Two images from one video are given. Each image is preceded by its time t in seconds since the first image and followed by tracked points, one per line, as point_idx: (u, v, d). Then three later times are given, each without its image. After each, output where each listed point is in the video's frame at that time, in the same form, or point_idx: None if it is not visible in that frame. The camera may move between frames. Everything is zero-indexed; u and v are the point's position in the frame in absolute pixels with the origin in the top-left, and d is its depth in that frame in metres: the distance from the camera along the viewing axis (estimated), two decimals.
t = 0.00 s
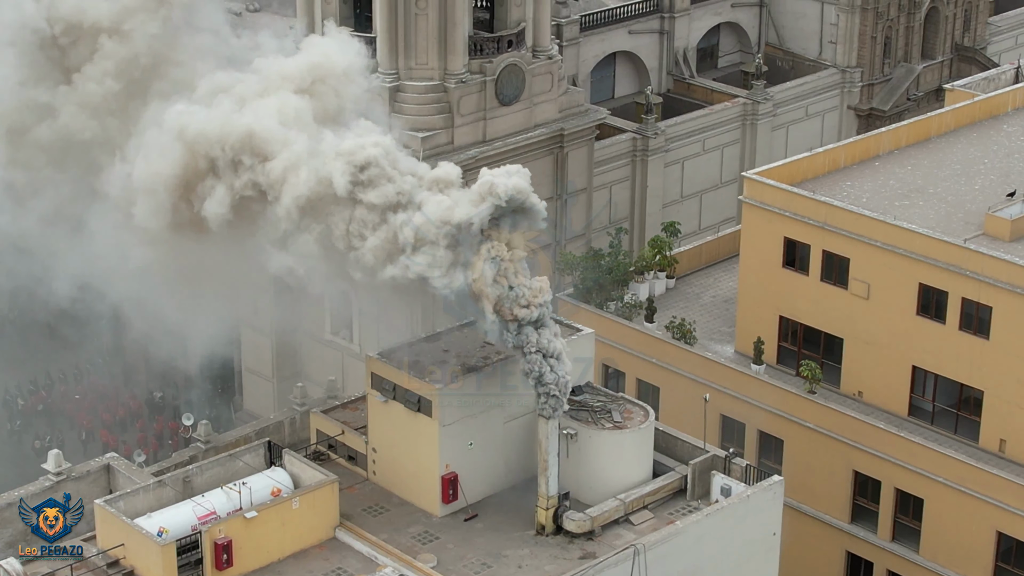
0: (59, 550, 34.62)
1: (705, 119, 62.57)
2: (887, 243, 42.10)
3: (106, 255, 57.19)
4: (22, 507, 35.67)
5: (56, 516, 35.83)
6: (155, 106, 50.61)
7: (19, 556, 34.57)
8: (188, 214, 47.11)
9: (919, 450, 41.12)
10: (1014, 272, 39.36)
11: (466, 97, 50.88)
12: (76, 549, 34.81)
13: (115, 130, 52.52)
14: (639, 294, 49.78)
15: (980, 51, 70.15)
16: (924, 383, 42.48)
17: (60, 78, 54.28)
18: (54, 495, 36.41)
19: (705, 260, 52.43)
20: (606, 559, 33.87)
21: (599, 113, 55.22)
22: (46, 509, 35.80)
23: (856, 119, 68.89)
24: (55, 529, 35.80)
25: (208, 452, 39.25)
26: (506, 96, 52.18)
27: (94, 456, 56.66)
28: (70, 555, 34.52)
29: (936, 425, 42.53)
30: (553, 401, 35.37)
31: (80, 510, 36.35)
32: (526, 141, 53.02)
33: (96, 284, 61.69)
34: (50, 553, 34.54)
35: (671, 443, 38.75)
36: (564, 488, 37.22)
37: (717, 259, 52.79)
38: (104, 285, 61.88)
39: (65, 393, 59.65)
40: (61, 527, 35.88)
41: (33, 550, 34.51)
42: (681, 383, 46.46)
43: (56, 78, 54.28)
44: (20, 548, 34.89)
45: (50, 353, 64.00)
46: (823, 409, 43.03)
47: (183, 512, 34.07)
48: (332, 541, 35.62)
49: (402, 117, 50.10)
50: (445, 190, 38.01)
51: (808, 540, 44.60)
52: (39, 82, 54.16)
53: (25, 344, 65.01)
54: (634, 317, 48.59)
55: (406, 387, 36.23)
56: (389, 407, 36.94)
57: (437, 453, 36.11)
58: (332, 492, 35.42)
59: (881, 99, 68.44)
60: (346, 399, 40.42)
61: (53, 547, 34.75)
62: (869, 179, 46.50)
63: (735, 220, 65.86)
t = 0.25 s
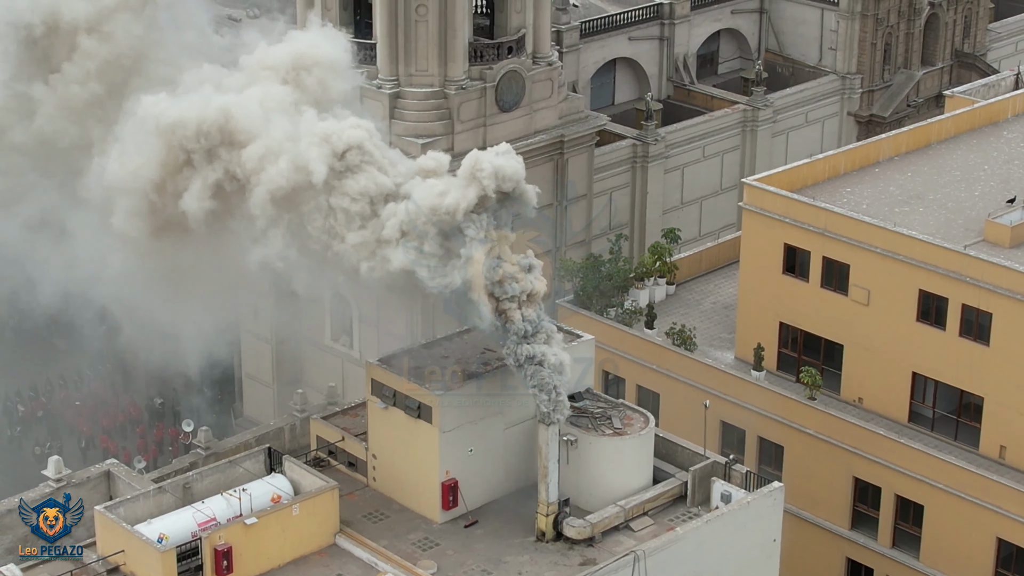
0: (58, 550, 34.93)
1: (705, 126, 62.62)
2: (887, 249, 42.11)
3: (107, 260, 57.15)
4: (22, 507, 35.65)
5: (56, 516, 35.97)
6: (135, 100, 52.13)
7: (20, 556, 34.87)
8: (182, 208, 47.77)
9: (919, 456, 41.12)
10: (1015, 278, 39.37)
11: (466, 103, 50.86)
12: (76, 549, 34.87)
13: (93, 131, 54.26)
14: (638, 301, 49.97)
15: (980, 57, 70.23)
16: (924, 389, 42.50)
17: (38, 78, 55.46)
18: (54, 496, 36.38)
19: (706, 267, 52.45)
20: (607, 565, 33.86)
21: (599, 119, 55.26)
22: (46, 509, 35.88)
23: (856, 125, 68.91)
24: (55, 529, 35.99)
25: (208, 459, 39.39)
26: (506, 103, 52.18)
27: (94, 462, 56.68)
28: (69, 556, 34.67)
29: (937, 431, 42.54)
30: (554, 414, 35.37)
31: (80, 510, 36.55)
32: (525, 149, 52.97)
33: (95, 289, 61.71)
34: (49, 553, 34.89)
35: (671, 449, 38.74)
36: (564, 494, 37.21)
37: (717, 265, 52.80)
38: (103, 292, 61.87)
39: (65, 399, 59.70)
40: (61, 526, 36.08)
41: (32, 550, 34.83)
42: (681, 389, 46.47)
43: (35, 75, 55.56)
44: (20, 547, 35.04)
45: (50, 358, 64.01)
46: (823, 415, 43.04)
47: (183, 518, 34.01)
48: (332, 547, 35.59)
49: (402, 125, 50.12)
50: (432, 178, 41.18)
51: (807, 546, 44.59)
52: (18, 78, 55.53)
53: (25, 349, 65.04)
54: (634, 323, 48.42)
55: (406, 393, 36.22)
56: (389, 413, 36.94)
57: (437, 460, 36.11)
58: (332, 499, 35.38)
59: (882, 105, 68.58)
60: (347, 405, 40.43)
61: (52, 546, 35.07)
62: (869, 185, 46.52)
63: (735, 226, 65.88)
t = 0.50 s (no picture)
0: (58, 550, 34.98)
1: (705, 129, 62.62)
2: (887, 252, 42.11)
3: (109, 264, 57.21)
4: (22, 508, 35.67)
5: (56, 516, 35.94)
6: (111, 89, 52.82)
7: (20, 556, 34.92)
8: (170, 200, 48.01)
9: (920, 459, 41.11)
10: (1015, 281, 39.36)
11: (467, 106, 50.77)
12: (77, 548, 34.87)
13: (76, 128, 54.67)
14: (638, 303, 49.94)
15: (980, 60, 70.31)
16: (924, 392, 42.50)
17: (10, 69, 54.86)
18: (54, 497, 36.40)
19: (706, 269, 52.46)
20: (607, 567, 33.84)
21: (599, 122, 55.31)
22: (46, 509, 35.87)
23: (856, 128, 68.93)
24: (55, 529, 35.89)
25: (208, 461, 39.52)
26: (506, 106, 52.08)
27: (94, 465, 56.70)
28: (69, 555, 34.68)
29: (937, 433, 42.55)
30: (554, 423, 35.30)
31: (80, 510, 36.55)
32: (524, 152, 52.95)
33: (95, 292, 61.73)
34: (48, 553, 34.97)
35: (671, 452, 38.72)
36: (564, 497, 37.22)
37: (717, 268, 52.82)
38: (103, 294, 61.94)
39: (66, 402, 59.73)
40: (61, 526, 36.01)
41: (33, 549, 34.93)
42: (680, 392, 46.48)
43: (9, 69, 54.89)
44: (20, 547, 34.95)
45: (50, 361, 64.02)
46: (823, 418, 43.05)
47: (183, 520, 34.03)
48: (332, 550, 35.55)
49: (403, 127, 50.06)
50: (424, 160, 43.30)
51: (808, 549, 44.59)
52: None
53: (25, 352, 65.07)
54: (634, 326, 48.43)
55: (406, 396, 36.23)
56: (389, 416, 36.94)
57: (437, 463, 36.11)
58: (332, 501, 35.36)
59: (881, 108, 68.55)
60: (347, 408, 40.43)
61: (52, 546, 35.14)
62: (869, 188, 46.53)
63: (735, 229, 65.90)
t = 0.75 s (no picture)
0: (58, 550, 34.97)
1: (706, 129, 62.61)
2: (888, 252, 42.10)
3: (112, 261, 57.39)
4: (22, 507, 35.68)
5: (56, 516, 35.92)
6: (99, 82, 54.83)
7: (20, 556, 34.95)
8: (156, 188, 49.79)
9: (920, 460, 41.10)
10: (1015, 281, 39.34)
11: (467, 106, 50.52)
12: (77, 548, 34.83)
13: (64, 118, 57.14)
14: (639, 303, 49.93)
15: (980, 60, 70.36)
16: (925, 392, 42.49)
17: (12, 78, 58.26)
18: (53, 496, 36.37)
19: (706, 270, 52.47)
20: (608, 567, 33.83)
21: (599, 122, 55.33)
22: (46, 509, 35.86)
23: (856, 128, 68.92)
24: (55, 529, 35.88)
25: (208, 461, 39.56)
26: (506, 106, 52.07)
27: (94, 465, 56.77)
28: (69, 555, 34.67)
29: (937, 434, 42.54)
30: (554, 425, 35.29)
31: (80, 510, 36.53)
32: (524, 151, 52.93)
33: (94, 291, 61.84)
34: (48, 553, 34.95)
35: (671, 452, 38.72)
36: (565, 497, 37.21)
37: (717, 268, 52.83)
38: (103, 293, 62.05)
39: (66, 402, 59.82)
40: (61, 526, 35.99)
41: (33, 549, 34.95)
42: (681, 392, 46.49)
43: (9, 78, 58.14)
44: (20, 547, 35.01)
45: (50, 361, 64.07)
46: (823, 418, 43.03)
47: (183, 521, 34.02)
48: (332, 550, 35.53)
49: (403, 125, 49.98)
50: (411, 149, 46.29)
51: (808, 549, 44.57)
52: None
53: (25, 352, 65.13)
54: (634, 326, 48.45)
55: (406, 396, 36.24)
56: (390, 416, 36.95)
57: (437, 463, 36.11)
58: (333, 501, 35.36)
59: (881, 108, 68.54)
60: (347, 408, 40.45)
61: (52, 546, 35.12)
62: (869, 189, 46.52)
63: (735, 229, 65.91)
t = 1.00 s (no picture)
0: (58, 550, 34.97)
1: (706, 129, 62.61)
2: (887, 252, 42.10)
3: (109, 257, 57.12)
4: (22, 507, 35.69)
5: (56, 516, 35.92)
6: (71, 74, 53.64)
7: (20, 556, 34.98)
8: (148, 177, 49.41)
9: (920, 460, 41.11)
10: (1015, 282, 39.34)
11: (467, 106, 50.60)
12: (77, 548, 34.83)
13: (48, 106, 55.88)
14: (639, 304, 49.92)
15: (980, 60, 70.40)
16: (924, 392, 42.50)
17: None
18: (53, 496, 36.37)
19: (706, 270, 52.48)
20: (608, 567, 33.84)
21: (599, 122, 55.34)
22: (46, 509, 35.85)
23: (856, 128, 68.92)
24: (55, 529, 35.89)
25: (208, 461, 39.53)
26: (506, 106, 52.14)
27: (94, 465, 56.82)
28: (69, 555, 34.67)
29: (937, 434, 42.56)
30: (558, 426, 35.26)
31: (80, 510, 36.52)
32: (524, 152, 52.99)
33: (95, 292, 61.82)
34: (48, 553, 34.96)
35: (671, 452, 38.73)
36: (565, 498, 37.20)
37: (718, 268, 52.84)
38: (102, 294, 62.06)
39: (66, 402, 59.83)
40: (61, 526, 35.99)
41: (33, 548, 34.98)
42: (681, 393, 46.50)
43: None
44: (20, 547, 35.06)
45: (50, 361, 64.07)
46: (823, 418, 43.05)
47: (183, 521, 34.01)
48: (332, 550, 35.52)
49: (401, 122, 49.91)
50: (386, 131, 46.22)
51: (808, 549, 44.58)
52: None
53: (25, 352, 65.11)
54: (634, 326, 48.47)
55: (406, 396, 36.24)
56: (390, 416, 36.96)
57: (437, 464, 36.11)
58: (333, 501, 35.36)
59: (881, 108, 68.54)
60: (347, 409, 40.44)
61: (52, 546, 35.13)
62: (869, 189, 46.53)
63: (735, 229, 65.92)
